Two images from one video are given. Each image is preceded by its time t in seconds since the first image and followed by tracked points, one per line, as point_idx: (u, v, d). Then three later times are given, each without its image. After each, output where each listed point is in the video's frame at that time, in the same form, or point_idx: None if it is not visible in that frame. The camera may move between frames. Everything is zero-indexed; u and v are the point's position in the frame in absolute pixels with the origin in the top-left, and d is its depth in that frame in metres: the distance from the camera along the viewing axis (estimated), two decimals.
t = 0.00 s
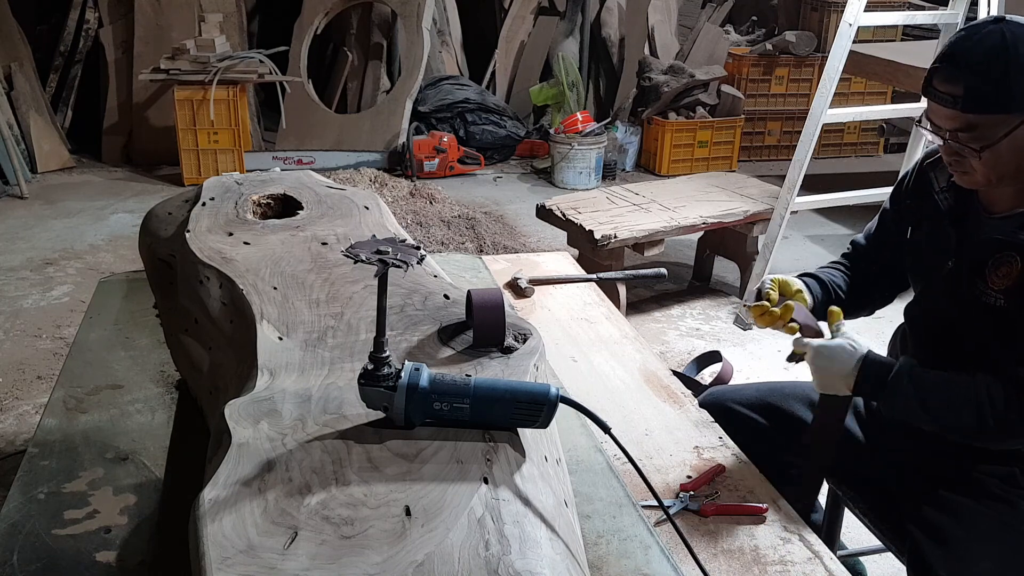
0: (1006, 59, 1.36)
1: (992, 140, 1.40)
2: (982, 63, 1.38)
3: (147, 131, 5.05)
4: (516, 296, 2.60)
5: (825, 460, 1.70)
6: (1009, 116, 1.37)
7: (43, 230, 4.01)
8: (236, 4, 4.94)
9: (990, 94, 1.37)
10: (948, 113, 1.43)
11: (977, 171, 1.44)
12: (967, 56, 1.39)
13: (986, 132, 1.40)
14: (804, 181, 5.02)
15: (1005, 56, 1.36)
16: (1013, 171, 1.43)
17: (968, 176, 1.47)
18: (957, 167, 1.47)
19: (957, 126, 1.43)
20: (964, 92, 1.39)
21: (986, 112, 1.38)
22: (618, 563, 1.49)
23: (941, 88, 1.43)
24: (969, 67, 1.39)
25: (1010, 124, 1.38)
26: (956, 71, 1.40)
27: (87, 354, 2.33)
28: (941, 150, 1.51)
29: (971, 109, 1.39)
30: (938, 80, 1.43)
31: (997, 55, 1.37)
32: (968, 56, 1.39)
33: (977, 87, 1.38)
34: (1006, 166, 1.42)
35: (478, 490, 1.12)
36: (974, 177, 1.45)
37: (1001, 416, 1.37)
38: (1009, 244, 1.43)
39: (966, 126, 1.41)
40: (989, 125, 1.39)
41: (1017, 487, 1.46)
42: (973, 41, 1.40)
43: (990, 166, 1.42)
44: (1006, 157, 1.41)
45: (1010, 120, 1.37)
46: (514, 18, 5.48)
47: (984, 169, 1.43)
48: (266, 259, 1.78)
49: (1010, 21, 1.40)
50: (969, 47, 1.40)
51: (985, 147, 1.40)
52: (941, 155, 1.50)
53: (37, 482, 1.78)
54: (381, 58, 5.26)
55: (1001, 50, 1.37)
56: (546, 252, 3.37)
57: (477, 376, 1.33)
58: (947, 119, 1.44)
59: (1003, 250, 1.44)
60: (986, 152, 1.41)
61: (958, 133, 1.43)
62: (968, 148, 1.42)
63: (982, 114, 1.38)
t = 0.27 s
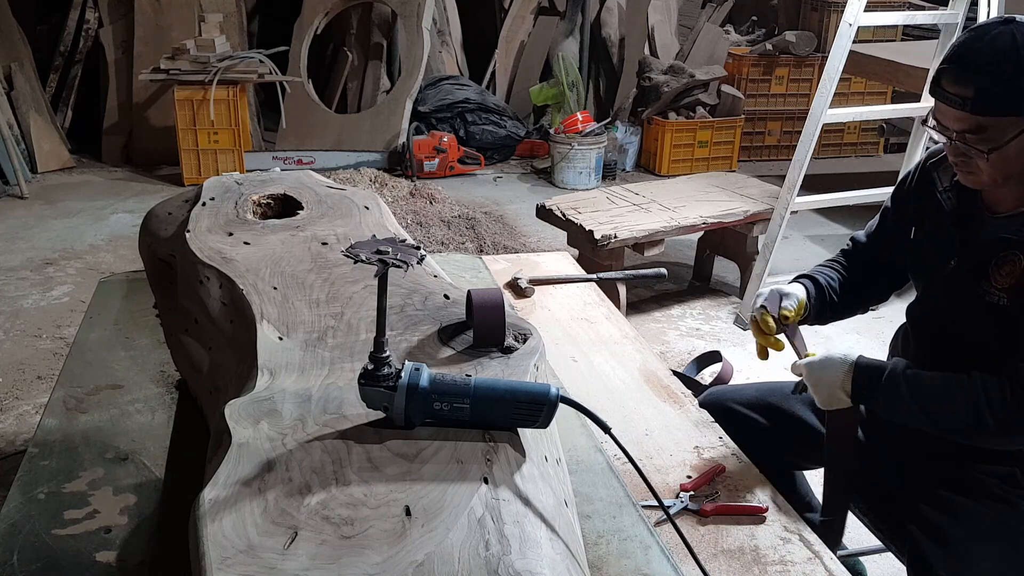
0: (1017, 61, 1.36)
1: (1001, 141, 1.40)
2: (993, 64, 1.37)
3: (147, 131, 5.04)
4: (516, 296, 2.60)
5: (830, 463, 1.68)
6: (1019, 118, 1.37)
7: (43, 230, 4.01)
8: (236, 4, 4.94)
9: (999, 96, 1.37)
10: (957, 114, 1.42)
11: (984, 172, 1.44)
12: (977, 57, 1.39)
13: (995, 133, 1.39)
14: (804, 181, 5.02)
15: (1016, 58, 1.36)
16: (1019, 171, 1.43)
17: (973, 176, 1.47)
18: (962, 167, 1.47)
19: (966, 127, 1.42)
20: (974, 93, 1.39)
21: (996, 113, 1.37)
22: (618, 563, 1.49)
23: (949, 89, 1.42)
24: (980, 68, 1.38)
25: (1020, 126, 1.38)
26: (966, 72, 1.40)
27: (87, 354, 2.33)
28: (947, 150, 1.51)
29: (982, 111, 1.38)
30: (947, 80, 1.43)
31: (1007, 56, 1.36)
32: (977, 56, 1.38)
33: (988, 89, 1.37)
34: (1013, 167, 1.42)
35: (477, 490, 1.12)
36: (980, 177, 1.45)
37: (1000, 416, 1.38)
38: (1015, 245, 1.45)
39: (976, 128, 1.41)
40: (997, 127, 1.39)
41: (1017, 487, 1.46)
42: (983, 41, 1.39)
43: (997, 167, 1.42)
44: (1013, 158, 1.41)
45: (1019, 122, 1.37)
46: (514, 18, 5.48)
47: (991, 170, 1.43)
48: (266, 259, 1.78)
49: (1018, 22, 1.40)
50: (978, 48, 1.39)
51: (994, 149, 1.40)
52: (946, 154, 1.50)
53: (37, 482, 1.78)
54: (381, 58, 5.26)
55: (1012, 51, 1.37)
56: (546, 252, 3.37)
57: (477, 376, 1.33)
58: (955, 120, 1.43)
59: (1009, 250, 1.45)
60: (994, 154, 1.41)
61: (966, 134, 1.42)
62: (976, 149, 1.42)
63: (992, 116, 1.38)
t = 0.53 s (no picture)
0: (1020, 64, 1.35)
1: (1003, 144, 1.39)
2: (995, 68, 1.37)
3: (146, 131, 5.04)
4: (516, 296, 2.60)
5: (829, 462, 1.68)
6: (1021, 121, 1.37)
7: (43, 230, 4.01)
8: (236, 4, 4.94)
9: (1002, 99, 1.37)
10: (959, 116, 1.43)
11: (986, 174, 1.44)
12: (980, 60, 1.38)
13: (997, 136, 1.39)
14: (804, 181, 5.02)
15: (1020, 61, 1.36)
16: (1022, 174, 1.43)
17: (976, 178, 1.47)
18: (965, 168, 1.47)
19: (968, 129, 1.42)
20: (976, 97, 1.39)
21: (998, 116, 1.37)
22: (618, 563, 1.50)
23: (951, 92, 1.42)
24: (983, 71, 1.38)
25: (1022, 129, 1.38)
26: (968, 75, 1.40)
27: (87, 354, 2.33)
28: (949, 152, 1.51)
29: (984, 114, 1.38)
30: (949, 83, 1.43)
31: (1010, 59, 1.36)
32: (980, 59, 1.38)
33: (990, 92, 1.37)
34: (1016, 169, 1.42)
35: (477, 491, 1.12)
36: (983, 179, 1.46)
37: (1010, 413, 1.37)
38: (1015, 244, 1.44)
39: (977, 131, 1.41)
40: (1000, 130, 1.39)
41: (1017, 487, 1.46)
42: (987, 44, 1.39)
43: (999, 170, 1.42)
44: (1016, 161, 1.41)
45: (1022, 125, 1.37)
46: (514, 18, 5.48)
47: (993, 172, 1.43)
48: (266, 260, 1.78)
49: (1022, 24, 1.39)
50: (981, 51, 1.39)
51: (997, 151, 1.40)
52: (949, 156, 1.50)
53: (37, 482, 1.78)
54: (381, 58, 5.26)
55: (1016, 54, 1.36)
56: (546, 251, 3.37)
57: (477, 376, 1.33)
58: (957, 122, 1.43)
59: (1010, 250, 1.45)
60: (996, 156, 1.41)
61: (967, 137, 1.43)
62: (978, 152, 1.42)
63: (994, 119, 1.38)
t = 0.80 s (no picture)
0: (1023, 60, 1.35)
1: (1001, 139, 1.39)
2: (997, 62, 1.37)
3: (146, 131, 5.04)
4: (517, 296, 2.60)
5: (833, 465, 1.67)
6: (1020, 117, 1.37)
7: (43, 230, 4.01)
8: (236, 4, 4.94)
9: (1003, 95, 1.37)
10: (959, 110, 1.43)
11: (983, 169, 1.44)
12: (984, 54, 1.38)
13: (996, 131, 1.39)
14: (804, 182, 5.02)
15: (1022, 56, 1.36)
16: (1019, 171, 1.43)
17: (973, 172, 1.47)
18: (962, 163, 1.47)
19: (967, 124, 1.42)
20: (976, 91, 1.39)
21: (998, 111, 1.37)
22: (618, 563, 1.49)
23: (953, 85, 1.42)
24: (984, 66, 1.38)
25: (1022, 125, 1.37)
26: (971, 69, 1.40)
27: (87, 354, 2.33)
28: (948, 147, 1.51)
29: (983, 108, 1.38)
30: (950, 77, 1.43)
31: (1013, 55, 1.36)
32: (984, 53, 1.38)
33: (992, 86, 1.37)
34: (1013, 166, 1.42)
35: (477, 491, 1.12)
36: (980, 175, 1.46)
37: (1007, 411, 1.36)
38: (1013, 242, 1.43)
39: (976, 125, 1.41)
40: (999, 125, 1.39)
41: (1017, 487, 1.46)
42: (991, 38, 1.39)
43: (995, 166, 1.42)
44: (1013, 158, 1.41)
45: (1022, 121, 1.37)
46: (514, 18, 5.48)
47: (991, 168, 1.43)
48: (266, 259, 1.78)
49: None
50: (985, 45, 1.39)
51: (994, 147, 1.40)
52: (947, 150, 1.50)
53: (37, 482, 1.78)
54: (381, 58, 5.26)
55: (1018, 50, 1.36)
56: (546, 252, 3.37)
57: (477, 376, 1.33)
58: (957, 116, 1.43)
59: (1008, 247, 1.44)
60: (994, 152, 1.40)
61: (966, 131, 1.43)
62: (976, 147, 1.42)
63: (993, 114, 1.38)
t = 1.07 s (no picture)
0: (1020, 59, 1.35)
1: (995, 139, 1.39)
2: (994, 61, 1.37)
3: (146, 131, 5.04)
4: (516, 296, 2.60)
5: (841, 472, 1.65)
6: (1016, 116, 1.37)
7: (43, 230, 4.01)
8: (236, 4, 4.94)
9: (999, 93, 1.37)
10: (954, 109, 1.42)
11: (976, 168, 1.44)
12: (981, 52, 1.38)
13: (990, 130, 1.39)
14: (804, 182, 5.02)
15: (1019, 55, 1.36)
16: (1012, 171, 1.43)
17: (965, 172, 1.47)
18: (955, 163, 1.47)
19: (962, 122, 1.42)
20: (973, 89, 1.39)
21: (994, 109, 1.37)
22: (617, 563, 1.49)
23: (950, 83, 1.42)
24: (981, 63, 1.38)
25: (1017, 125, 1.38)
26: (968, 67, 1.39)
27: (87, 354, 2.33)
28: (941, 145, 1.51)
29: (979, 107, 1.39)
30: (946, 74, 1.43)
31: (1010, 54, 1.36)
32: (981, 52, 1.38)
33: (989, 85, 1.37)
34: (1006, 166, 1.42)
35: (478, 490, 1.12)
36: (973, 175, 1.46)
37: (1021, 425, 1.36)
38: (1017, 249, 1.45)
39: (972, 123, 1.41)
40: (995, 124, 1.39)
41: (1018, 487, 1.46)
42: (989, 37, 1.39)
43: (989, 165, 1.43)
44: (1007, 158, 1.41)
45: (1016, 122, 1.37)
46: (514, 18, 5.48)
47: (984, 168, 1.43)
48: (266, 260, 1.78)
49: None
50: (982, 44, 1.39)
51: (989, 146, 1.40)
52: (940, 149, 1.50)
53: (37, 482, 1.78)
54: (381, 58, 5.26)
55: (1015, 49, 1.36)
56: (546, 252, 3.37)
57: (477, 376, 1.33)
58: (952, 114, 1.43)
59: (1006, 254, 1.47)
60: (988, 151, 1.41)
61: (961, 130, 1.43)
62: (970, 146, 1.42)
63: (988, 113, 1.38)
